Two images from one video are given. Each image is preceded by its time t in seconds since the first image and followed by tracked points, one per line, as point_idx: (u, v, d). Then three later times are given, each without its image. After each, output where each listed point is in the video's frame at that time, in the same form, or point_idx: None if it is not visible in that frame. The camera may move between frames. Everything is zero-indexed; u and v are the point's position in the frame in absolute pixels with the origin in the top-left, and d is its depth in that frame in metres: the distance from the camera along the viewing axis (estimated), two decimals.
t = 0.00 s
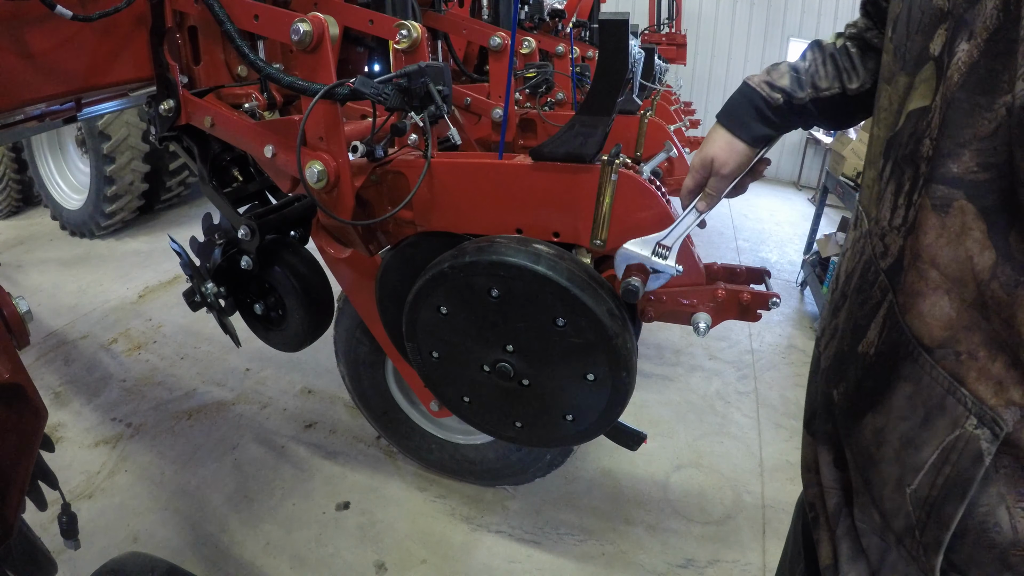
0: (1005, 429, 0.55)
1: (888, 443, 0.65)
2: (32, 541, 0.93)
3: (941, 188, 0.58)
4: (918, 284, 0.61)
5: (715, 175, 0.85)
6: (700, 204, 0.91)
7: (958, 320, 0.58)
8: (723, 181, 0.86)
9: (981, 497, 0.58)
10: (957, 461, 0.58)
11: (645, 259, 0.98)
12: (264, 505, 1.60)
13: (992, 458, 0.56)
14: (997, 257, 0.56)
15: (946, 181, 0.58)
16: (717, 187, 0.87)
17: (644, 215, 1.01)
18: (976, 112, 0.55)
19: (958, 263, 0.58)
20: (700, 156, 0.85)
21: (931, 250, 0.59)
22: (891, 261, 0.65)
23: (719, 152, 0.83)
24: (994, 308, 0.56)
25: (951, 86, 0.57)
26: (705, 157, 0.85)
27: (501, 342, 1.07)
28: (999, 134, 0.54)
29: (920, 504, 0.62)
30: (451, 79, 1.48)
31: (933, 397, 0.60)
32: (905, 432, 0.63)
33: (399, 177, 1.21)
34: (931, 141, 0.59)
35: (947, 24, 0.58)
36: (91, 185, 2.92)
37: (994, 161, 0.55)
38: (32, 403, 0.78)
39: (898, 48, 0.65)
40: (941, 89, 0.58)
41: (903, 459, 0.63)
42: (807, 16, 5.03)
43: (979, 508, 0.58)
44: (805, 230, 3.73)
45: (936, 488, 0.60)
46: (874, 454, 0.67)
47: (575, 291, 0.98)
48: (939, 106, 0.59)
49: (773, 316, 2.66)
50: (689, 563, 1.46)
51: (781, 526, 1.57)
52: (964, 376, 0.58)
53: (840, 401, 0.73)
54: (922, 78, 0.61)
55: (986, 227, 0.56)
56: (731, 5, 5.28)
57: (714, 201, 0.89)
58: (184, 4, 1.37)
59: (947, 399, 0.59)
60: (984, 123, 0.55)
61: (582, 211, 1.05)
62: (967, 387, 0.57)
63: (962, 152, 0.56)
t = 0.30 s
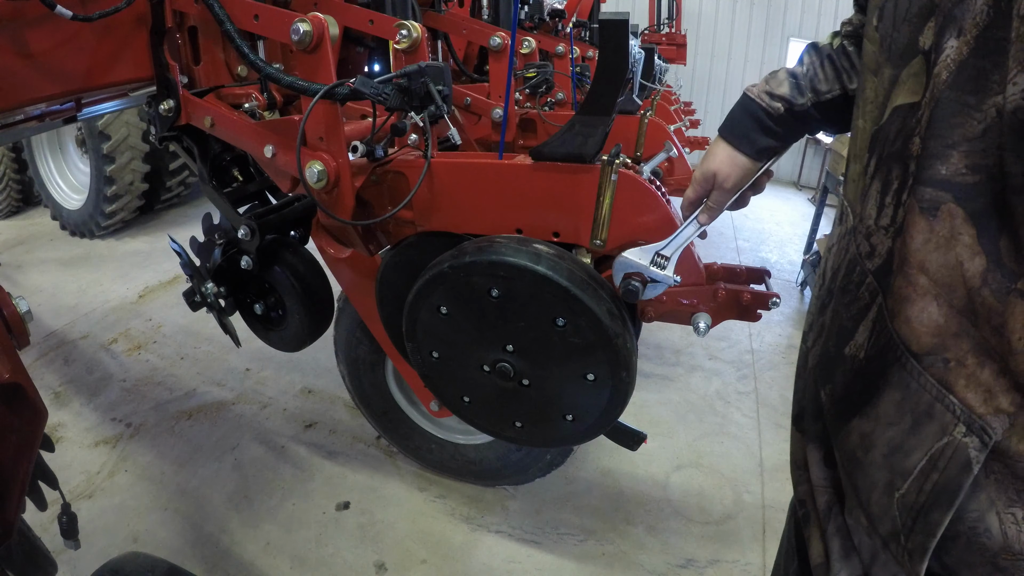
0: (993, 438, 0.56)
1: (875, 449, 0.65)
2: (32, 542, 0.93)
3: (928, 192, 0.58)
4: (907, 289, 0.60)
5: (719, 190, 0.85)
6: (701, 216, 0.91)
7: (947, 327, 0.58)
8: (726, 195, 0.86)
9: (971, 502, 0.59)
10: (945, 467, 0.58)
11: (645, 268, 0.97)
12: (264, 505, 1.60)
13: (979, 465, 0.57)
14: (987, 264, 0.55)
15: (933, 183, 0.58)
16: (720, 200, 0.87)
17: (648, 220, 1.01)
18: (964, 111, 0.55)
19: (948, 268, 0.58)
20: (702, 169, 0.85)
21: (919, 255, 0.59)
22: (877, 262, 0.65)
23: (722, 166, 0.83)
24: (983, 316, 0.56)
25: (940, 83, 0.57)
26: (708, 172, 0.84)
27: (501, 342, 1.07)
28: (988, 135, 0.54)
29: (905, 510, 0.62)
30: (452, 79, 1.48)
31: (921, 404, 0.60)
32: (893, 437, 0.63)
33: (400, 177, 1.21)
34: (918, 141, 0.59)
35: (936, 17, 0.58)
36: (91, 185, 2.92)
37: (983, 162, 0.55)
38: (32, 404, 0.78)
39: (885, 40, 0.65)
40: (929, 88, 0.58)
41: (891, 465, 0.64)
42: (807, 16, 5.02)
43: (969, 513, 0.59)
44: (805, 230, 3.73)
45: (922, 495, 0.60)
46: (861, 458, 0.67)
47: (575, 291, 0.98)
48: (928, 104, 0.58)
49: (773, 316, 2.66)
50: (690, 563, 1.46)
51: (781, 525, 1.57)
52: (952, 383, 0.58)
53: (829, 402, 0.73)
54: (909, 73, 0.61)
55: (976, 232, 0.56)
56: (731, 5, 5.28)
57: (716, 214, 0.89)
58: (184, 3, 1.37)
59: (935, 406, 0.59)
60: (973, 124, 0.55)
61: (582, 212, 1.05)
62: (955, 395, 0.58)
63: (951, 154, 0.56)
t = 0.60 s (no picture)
0: (981, 442, 0.56)
1: (864, 449, 0.65)
2: (32, 542, 0.93)
3: (916, 188, 0.57)
4: (895, 290, 0.60)
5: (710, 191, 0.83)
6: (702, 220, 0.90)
7: (935, 328, 0.58)
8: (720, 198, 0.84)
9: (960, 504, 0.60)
10: (933, 470, 0.59)
11: (645, 272, 0.98)
12: (264, 505, 1.60)
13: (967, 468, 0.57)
14: (978, 263, 0.56)
15: (920, 179, 0.57)
16: (717, 204, 0.85)
17: (649, 219, 1.00)
18: (951, 104, 0.55)
19: (937, 269, 0.58)
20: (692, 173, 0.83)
21: (908, 254, 0.58)
22: (864, 258, 0.65)
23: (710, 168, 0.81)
24: (973, 317, 0.56)
25: (925, 75, 0.56)
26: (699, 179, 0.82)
27: (501, 342, 1.07)
28: (975, 128, 0.54)
29: (893, 512, 0.63)
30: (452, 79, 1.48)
31: (908, 406, 0.60)
32: (880, 438, 0.63)
33: (399, 177, 1.21)
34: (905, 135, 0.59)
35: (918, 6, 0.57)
36: (91, 185, 2.92)
37: (970, 157, 0.55)
38: (33, 404, 0.77)
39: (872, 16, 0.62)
40: (913, 80, 0.58)
41: (880, 466, 0.63)
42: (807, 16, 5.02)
43: (957, 515, 0.60)
44: (806, 230, 3.73)
45: (911, 500, 0.61)
46: (851, 457, 0.67)
47: (575, 292, 0.98)
48: (913, 97, 0.58)
49: (773, 316, 2.66)
50: (690, 563, 1.46)
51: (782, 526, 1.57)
52: (940, 386, 0.58)
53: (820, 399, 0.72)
54: (891, 63, 0.61)
55: (964, 232, 0.56)
56: (731, 6, 5.28)
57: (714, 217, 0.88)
58: (184, 3, 1.37)
59: (924, 409, 0.59)
60: (959, 117, 0.55)
61: (583, 211, 1.05)
62: (942, 398, 0.58)
63: (938, 149, 0.56)
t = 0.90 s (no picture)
0: (968, 460, 0.57)
1: (854, 463, 0.65)
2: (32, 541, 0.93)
3: (905, 198, 0.56)
4: (886, 303, 0.59)
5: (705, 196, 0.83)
6: (697, 226, 0.90)
7: (924, 346, 0.58)
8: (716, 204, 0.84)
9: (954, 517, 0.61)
10: (919, 485, 0.60)
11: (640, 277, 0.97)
12: (264, 505, 1.60)
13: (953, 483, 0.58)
14: (968, 276, 0.56)
15: (908, 189, 0.56)
16: (712, 210, 0.85)
17: (648, 220, 1.01)
18: (938, 106, 0.54)
19: (927, 285, 0.57)
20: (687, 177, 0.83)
21: (899, 269, 0.57)
22: (847, 264, 0.63)
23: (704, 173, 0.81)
24: (962, 330, 0.57)
25: (909, 77, 0.55)
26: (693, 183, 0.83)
27: (501, 341, 1.07)
28: (961, 131, 0.54)
29: (881, 522, 0.63)
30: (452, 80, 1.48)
31: (896, 419, 0.60)
32: (869, 450, 0.63)
33: (399, 177, 1.21)
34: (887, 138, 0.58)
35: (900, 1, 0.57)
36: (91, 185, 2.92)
37: (958, 163, 0.55)
38: (33, 404, 0.77)
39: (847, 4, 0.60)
40: (897, 79, 0.57)
41: (869, 476, 0.64)
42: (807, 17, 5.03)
43: (948, 527, 0.61)
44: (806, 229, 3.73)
45: (897, 513, 0.61)
46: (841, 465, 0.67)
47: (575, 291, 0.98)
48: (896, 97, 0.57)
49: (774, 316, 2.66)
50: (689, 563, 1.46)
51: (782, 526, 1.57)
52: (930, 404, 0.58)
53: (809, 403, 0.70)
54: (867, 58, 0.59)
55: (953, 244, 0.56)
56: (731, 6, 5.28)
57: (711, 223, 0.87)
58: (185, 3, 1.37)
59: (912, 424, 0.59)
60: (946, 120, 0.54)
61: (583, 211, 1.05)
62: (931, 415, 0.58)
63: (927, 158, 0.55)
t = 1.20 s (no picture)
0: (968, 449, 0.56)
1: (851, 457, 0.65)
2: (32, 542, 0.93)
3: (897, 190, 0.56)
4: (883, 297, 0.59)
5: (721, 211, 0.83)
6: (710, 239, 0.90)
7: (921, 335, 0.57)
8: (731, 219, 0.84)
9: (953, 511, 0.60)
10: (920, 478, 0.59)
11: (644, 281, 0.97)
12: (264, 505, 1.60)
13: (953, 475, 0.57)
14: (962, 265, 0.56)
15: (900, 180, 0.56)
16: (727, 226, 0.85)
17: (652, 223, 1.01)
18: (926, 100, 0.54)
19: (923, 273, 0.57)
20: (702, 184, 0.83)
21: (894, 259, 0.57)
22: (841, 259, 0.63)
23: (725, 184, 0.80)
24: (959, 319, 0.57)
25: (897, 72, 0.55)
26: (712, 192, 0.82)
27: (501, 341, 1.07)
28: (950, 123, 0.54)
29: (882, 519, 0.62)
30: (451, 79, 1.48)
31: (895, 412, 0.60)
32: (865, 446, 0.63)
33: (399, 177, 1.21)
34: (877, 133, 0.59)
35: None
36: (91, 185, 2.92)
37: (948, 154, 0.55)
38: (34, 405, 0.77)
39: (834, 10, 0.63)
40: (885, 75, 0.57)
41: (868, 470, 0.63)
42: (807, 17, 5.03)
43: (947, 522, 0.61)
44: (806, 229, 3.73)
45: (897, 506, 0.61)
46: (839, 463, 0.66)
47: (575, 291, 0.98)
48: (883, 92, 0.57)
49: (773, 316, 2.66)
50: (690, 563, 1.46)
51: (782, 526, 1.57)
52: (928, 395, 0.58)
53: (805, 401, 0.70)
54: (857, 56, 0.60)
55: (948, 232, 0.56)
56: (731, 6, 5.28)
57: (723, 240, 0.87)
58: (184, 3, 1.37)
59: (911, 415, 0.59)
60: (935, 113, 0.54)
61: (583, 211, 1.04)
62: (930, 405, 0.58)
63: (918, 148, 0.55)
